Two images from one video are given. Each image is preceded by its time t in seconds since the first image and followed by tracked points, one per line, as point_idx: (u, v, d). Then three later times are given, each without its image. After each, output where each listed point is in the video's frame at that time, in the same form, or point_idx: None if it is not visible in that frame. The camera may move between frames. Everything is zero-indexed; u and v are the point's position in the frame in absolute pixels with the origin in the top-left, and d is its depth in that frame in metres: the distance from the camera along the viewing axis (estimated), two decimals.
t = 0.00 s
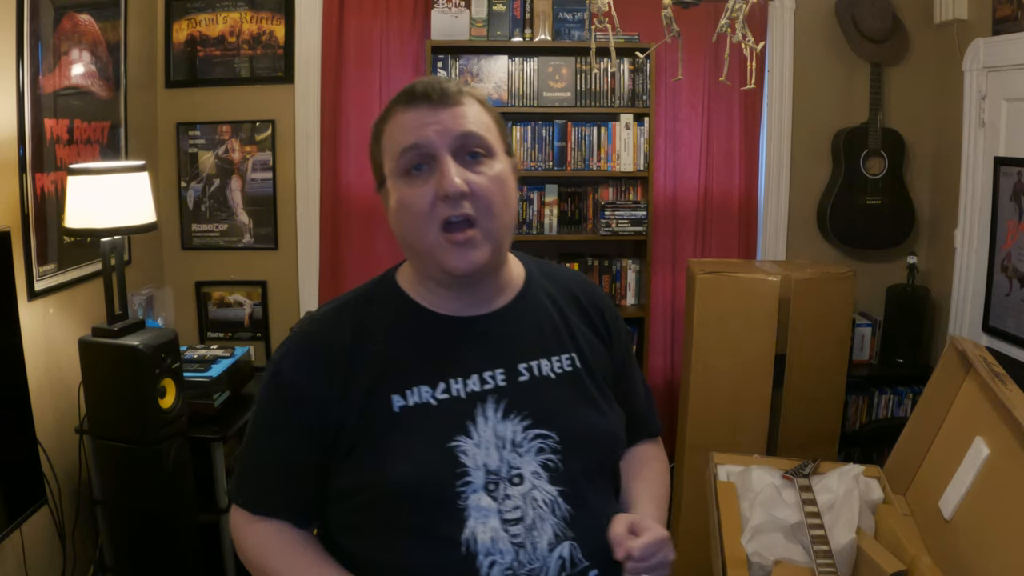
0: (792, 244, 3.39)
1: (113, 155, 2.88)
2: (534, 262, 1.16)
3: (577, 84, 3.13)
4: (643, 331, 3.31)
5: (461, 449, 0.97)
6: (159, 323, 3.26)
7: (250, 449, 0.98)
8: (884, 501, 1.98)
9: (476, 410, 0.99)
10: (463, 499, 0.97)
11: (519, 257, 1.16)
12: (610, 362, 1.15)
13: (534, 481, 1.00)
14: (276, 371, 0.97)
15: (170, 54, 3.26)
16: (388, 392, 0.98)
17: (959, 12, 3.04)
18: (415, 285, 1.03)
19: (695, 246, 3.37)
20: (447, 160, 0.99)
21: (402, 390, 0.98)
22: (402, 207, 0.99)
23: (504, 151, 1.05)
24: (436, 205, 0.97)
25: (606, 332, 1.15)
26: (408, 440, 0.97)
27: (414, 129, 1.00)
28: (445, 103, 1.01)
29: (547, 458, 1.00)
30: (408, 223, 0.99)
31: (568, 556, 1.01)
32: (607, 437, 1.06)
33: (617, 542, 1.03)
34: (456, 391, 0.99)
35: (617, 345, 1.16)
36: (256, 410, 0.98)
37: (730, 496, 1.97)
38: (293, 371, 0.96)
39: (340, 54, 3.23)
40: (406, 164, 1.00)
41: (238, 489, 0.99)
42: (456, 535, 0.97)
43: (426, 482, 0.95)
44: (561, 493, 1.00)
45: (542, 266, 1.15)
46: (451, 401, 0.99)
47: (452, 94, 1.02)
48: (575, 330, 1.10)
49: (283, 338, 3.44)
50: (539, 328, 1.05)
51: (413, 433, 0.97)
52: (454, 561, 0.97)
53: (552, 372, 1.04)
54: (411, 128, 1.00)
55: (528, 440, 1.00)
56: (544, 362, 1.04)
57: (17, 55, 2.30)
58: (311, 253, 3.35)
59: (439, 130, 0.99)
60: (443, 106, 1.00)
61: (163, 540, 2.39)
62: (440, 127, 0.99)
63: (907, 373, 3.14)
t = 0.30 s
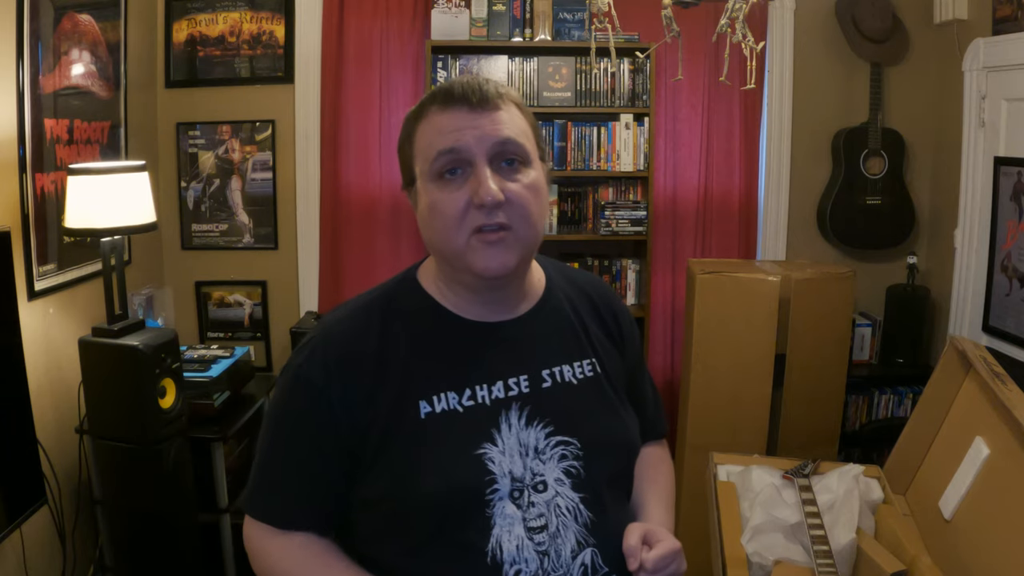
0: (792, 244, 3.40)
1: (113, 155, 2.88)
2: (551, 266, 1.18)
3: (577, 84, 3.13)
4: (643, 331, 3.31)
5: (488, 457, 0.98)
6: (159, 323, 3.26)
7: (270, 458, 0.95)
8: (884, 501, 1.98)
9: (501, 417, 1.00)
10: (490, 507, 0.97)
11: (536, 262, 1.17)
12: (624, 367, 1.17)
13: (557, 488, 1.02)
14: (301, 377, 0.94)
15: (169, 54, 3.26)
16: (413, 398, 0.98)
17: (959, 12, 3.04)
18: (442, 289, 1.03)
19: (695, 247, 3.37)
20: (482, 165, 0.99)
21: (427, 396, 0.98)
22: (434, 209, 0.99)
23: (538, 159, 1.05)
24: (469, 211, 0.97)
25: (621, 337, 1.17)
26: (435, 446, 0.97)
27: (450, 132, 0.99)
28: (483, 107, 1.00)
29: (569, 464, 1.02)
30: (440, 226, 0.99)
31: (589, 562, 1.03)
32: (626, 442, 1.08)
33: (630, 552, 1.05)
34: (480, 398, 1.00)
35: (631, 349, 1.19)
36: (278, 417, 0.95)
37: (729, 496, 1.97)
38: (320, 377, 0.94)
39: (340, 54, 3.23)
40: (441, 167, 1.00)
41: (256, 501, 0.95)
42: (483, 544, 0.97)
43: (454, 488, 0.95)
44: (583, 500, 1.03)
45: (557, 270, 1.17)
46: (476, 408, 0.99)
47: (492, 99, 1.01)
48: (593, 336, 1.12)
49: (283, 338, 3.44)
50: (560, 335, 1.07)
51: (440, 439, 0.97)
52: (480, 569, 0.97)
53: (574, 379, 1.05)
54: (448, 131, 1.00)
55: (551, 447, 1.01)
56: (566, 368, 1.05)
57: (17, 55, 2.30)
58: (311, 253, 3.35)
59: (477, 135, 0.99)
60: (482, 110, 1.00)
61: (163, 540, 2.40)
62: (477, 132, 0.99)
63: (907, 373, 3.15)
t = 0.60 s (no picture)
0: (792, 244, 3.39)
1: (113, 155, 2.88)
2: (556, 266, 1.17)
3: (577, 84, 3.13)
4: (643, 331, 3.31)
5: (487, 453, 0.98)
6: (159, 323, 3.26)
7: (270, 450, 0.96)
8: (884, 501, 1.98)
9: (501, 414, 1.00)
10: (487, 504, 0.97)
11: (541, 262, 1.16)
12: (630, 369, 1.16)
13: (557, 487, 1.01)
14: (301, 370, 0.96)
15: (169, 54, 3.26)
16: (412, 393, 0.98)
17: (959, 12, 3.04)
18: (447, 289, 1.03)
19: (695, 247, 3.37)
20: (487, 168, 0.99)
21: (426, 391, 0.98)
22: (442, 214, 0.99)
23: (539, 156, 1.05)
24: (477, 215, 0.97)
25: (626, 339, 1.15)
26: (433, 440, 0.97)
27: (453, 136, 0.99)
28: (485, 109, 0.99)
29: (571, 464, 1.01)
30: (448, 230, 0.99)
31: (586, 564, 1.03)
32: (629, 442, 1.07)
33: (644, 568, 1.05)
34: (480, 394, 1.00)
35: (637, 351, 1.17)
36: (278, 409, 0.96)
37: (729, 496, 1.97)
38: (320, 371, 0.96)
39: (340, 54, 3.23)
40: (445, 171, 0.99)
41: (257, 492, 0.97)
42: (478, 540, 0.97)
43: (451, 482, 0.96)
44: (582, 501, 1.02)
45: (562, 270, 1.16)
46: (476, 404, 0.99)
47: (493, 100, 1.00)
48: (597, 336, 1.11)
49: (283, 338, 3.44)
50: (563, 334, 1.06)
51: (439, 434, 0.97)
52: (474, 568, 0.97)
53: (576, 378, 1.04)
54: (451, 135, 0.99)
55: (552, 446, 1.01)
56: (569, 366, 1.04)
57: (17, 55, 2.30)
58: (311, 253, 3.35)
59: (480, 138, 0.99)
60: (484, 112, 0.99)
61: (163, 540, 2.39)
62: (481, 134, 0.99)
63: (907, 373, 3.14)
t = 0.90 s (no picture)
0: (792, 244, 3.40)
1: (113, 155, 2.88)
2: (558, 270, 1.17)
3: (577, 84, 3.13)
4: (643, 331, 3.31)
5: (474, 453, 0.98)
6: (159, 323, 3.26)
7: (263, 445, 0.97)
8: (884, 501, 1.98)
9: (490, 415, 1.00)
10: (472, 506, 0.97)
11: (541, 265, 1.16)
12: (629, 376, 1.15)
13: (545, 492, 1.00)
14: (294, 365, 0.96)
15: (169, 54, 3.26)
16: (401, 392, 0.98)
17: (959, 12, 3.04)
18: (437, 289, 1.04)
19: (695, 247, 3.37)
20: (484, 177, 0.99)
21: (416, 390, 0.98)
22: (435, 217, 1.00)
23: (542, 167, 1.04)
24: (468, 223, 0.98)
25: (625, 345, 1.15)
26: (421, 440, 0.97)
27: (452, 143, 0.99)
28: (487, 117, 0.99)
29: (559, 468, 1.01)
30: (439, 234, 0.99)
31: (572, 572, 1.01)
32: (624, 449, 1.05)
33: None
34: (470, 395, 1.00)
35: (637, 359, 1.16)
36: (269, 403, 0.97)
37: (729, 496, 1.97)
38: (312, 367, 0.96)
39: (340, 54, 3.23)
40: (442, 176, 1.00)
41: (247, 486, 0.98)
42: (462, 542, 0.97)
43: (436, 483, 0.96)
44: (571, 507, 1.01)
45: (563, 273, 1.16)
46: (466, 404, 0.99)
47: (497, 109, 1.00)
48: (595, 342, 1.10)
49: (283, 338, 3.44)
50: (557, 338, 1.06)
51: (426, 435, 0.97)
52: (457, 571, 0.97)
53: (570, 383, 1.04)
54: (450, 141, 0.99)
55: (542, 450, 1.00)
56: (562, 371, 1.04)
57: (17, 55, 2.30)
58: (311, 252, 3.35)
59: (479, 146, 0.99)
60: (486, 121, 0.99)
61: (163, 540, 2.39)
62: (481, 143, 0.99)
63: (907, 373, 3.15)
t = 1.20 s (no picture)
0: (792, 244, 3.39)
1: (113, 155, 2.88)
2: (560, 271, 1.17)
3: (577, 84, 3.13)
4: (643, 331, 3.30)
5: (468, 455, 0.98)
6: (159, 323, 3.26)
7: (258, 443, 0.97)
8: (885, 501, 1.97)
9: (486, 418, 0.99)
10: (464, 509, 0.97)
11: (543, 265, 1.16)
12: (630, 380, 1.14)
13: (540, 495, 1.00)
14: (292, 365, 0.97)
15: (169, 54, 3.26)
16: (398, 394, 0.98)
17: (959, 13, 3.04)
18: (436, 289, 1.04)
19: (695, 247, 3.37)
20: (483, 174, 0.99)
21: (412, 392, 0.98)
22: (433, 214, 1.00)
23: (541, 165, 1.04)
24: (467, 220, 0.98)
25: (627, 349, 1.14)
26: (416, 441, 0.97)
27: (452, 140, 0.99)
28: (487, 114, 0.99)
29: (555, 473, 1.01)
30: (437, 231, 0.99)
31: None
32: (623, 454, 1.05)
33: None
34: (466, 397, 0.99)
35: (640, 364, 1.15)
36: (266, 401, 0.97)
37: (729, 495, 1.96)
38: (309, 367, 0.96)
39: (340, 54, 3.23)
40: (441, 173, 1.00)
41: (242, 483, 0.98)
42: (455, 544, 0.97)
43: (429, 485, 0.96)
44: (565, 512, 1.01)
45: (565, 274, 1.16)
46: (462, 406, 0.99)
47: (497, 106, 1.00)
48: (596, 345, 1.09)
49: (283, 338, 3.44)
50: (556, 341, 1.05)
51: (422, 437, 0.97)
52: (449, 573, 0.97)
53: (569, 387, 1.03)
54: (450, 138, 0.99)
55: (538, 454, 1.00)
56: (560, 374, 1.04)
57: (17, 55, 2.30)
58: (311, 252, 3.35)
59: (479, 143, 0.98)
60: (485, 118, 0.99)
61: (163, 540, 2.39)
62: (480, 140, 0.99)
63: (907, 373, 3.15)
